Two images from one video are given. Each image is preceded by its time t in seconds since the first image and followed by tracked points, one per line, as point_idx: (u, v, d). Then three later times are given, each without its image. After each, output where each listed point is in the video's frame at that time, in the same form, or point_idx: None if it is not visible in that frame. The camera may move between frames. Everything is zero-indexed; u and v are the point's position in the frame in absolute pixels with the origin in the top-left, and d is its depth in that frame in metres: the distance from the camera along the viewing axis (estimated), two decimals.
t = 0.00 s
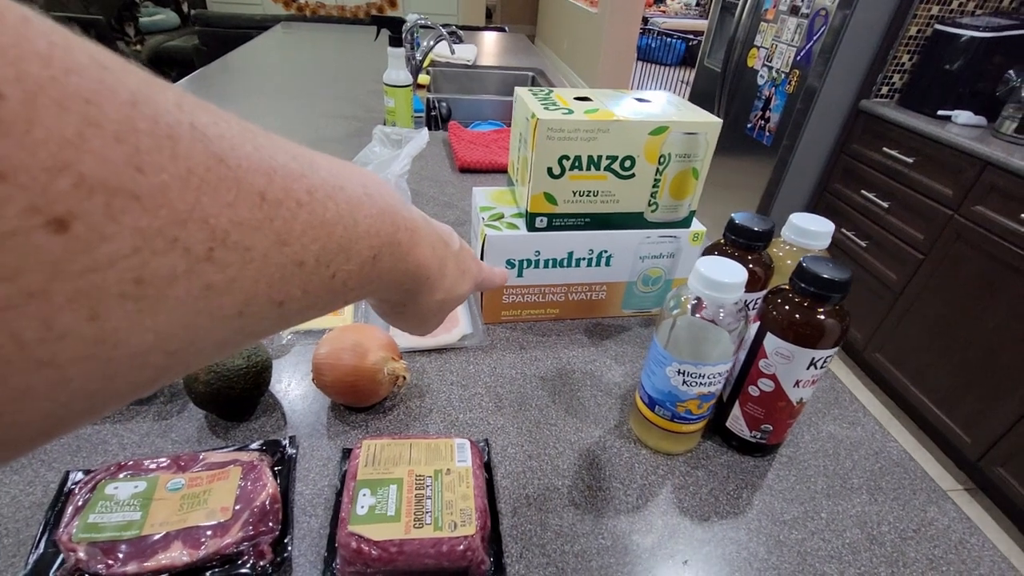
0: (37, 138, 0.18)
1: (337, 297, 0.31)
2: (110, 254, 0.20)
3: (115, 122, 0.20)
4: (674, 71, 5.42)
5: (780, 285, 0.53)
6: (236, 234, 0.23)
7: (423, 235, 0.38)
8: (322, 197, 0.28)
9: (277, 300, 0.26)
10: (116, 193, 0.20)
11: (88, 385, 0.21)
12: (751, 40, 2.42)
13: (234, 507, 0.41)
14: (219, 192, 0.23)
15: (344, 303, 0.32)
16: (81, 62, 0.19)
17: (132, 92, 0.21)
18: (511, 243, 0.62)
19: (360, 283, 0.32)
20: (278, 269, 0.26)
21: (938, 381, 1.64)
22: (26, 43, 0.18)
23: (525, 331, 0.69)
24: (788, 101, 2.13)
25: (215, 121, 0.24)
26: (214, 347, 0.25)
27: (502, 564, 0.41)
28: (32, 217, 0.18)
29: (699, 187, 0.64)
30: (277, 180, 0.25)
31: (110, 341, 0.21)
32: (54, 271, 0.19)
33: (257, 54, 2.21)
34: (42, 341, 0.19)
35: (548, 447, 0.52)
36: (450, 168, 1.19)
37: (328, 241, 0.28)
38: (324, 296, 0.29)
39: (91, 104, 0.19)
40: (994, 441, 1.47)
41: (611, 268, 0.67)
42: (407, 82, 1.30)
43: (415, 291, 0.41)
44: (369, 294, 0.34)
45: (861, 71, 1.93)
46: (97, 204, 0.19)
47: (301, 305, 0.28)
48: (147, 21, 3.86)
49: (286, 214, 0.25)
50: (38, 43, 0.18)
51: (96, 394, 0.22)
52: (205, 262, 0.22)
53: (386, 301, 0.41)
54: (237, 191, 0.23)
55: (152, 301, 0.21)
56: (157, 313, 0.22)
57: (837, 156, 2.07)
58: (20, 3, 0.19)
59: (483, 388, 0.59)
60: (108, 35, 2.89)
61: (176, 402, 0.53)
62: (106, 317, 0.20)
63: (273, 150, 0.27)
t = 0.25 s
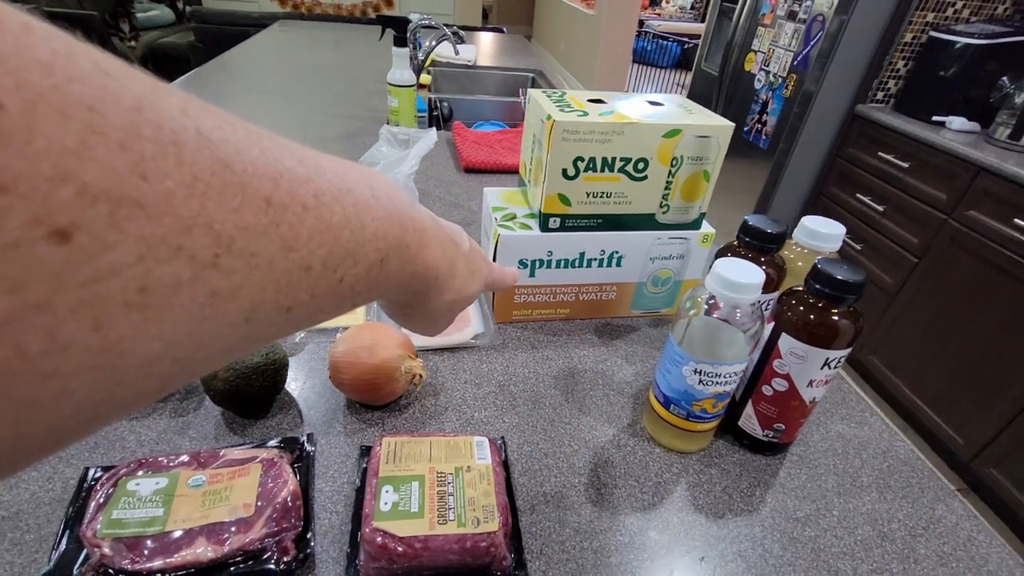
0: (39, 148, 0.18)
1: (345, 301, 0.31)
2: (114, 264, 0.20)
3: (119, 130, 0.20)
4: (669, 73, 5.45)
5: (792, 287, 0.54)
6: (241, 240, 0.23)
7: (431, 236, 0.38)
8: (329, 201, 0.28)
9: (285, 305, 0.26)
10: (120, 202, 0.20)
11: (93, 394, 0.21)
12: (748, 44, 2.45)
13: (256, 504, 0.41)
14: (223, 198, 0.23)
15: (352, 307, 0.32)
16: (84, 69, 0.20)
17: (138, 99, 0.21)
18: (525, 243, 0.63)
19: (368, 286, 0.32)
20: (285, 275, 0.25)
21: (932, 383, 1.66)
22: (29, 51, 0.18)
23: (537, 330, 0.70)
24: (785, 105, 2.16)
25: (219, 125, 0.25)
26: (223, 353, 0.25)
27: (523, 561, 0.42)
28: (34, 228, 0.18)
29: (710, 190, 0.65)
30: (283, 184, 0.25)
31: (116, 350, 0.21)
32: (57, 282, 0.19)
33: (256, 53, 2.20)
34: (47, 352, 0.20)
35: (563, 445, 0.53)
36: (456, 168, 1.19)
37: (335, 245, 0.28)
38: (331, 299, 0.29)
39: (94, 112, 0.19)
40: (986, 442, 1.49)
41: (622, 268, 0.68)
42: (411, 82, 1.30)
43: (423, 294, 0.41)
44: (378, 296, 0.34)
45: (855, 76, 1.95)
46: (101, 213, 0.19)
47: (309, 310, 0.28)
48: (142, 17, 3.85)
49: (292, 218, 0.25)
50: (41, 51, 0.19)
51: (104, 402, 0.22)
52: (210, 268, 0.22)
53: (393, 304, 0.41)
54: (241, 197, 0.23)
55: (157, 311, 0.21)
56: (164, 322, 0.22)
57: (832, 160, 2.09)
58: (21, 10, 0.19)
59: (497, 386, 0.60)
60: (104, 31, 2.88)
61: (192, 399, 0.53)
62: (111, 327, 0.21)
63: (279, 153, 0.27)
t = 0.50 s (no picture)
0: (24, 163, 0.17)
1: (332, 307, 0.30)
2: (97, 275, 0.19)
3: (104, 143, 0.19)
4: (647, 77, 5.53)
5: (785, 287, 0.56)
6: (227, 250, 0.23)
7: (421, 241, 0.37)
8: (316, 210, 0.27)
9: (270, 312, 0.26)
10: (103, 213, 0.19)
11: (73, 404, 0.21)
12: (727, 50, 2.49)
13: (259, 506, 0.40)
14: (209, 209, 0.22)
15: (342, 311, 0.32)
16: (71, 84, 0.19)
17: (122, 110, 0.20)
18: (523, 243, 0.63)
19: (354, 292, 0.31)
20: (270, 283, 0.25)
21: (901, 382, 1.72)
22: (11, 66, 0.17)
23: (532, 330, 0.70)
24: (764, 111, 2.21)
25: (207, 135, 0.24)
26: (209, 361, 0.25)
27: (528, 558, 0.42)
28: (17, 241, 0.18)
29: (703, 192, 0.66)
30: (270, 194, 0.25)
31: (100, 359, 0.21)
32: (40, 294, 0.19)
33: (236, 48, 2.16)
34: (29, 362, 0.19)
35: (563, 444, 0.53)
36: (444, 168, 1.19)
37: (321, 252, 0.27)
38: (318, 306, 0.29)
39: (78, 126, 0.19)
40: (952, 437, 1.55)
41: (616, 269, 0.69)
42: (399, 80, 1.29)
43: (412, 300, 0.40)
44: (368, 301, 0.34)
45: (830, 84, 2.00)
46: (84, 225, 0.19)
47: (295, 316, 0.28)
48: (114, 8, 3.74)
49: (278, 227, 0.25)
50: (25, 67, 0.18)
51: (86, 412, 0.22)
52: (195, 278, 0.22)
53: (382, 308, 0.40)
54: (228, 207, 0.23)
55: (142, 320, 0.21)
56: (148, 331, 0.22)
57: (808, 164, 2.14)
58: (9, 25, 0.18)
59: (495, 386, 0.60)
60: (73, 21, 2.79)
61: (185, 400, 0.52)
62: (94, 337, 0.20)
63: (267, 162, 0.26)
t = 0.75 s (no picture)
0: None
1: (308, 303, 0.30)
2: (43, 266, 0.19)
3: (53, 129, 0.19)
4: (627, 76, 5.57)
5: (769, 280, 0.57)
6: (189, 242, 0.22)
7: (403, 238, 0.36)
8: (290, 203, 0.26)
9: (239, 307, 0.25)
10: (51, 202, 0.19)
11: (17, 398, 0.20)
12: (706, 49, 2.52)
13: (243, 507, 0.39)
14: (171, 200, 0.22)
15: (318, 308, 0.31)
16: (20, 69, 0.19)
17: (77, 96, 0.20)
18: (509, 238, 0.63)
19: (331, 289, 0.31)
20: (237, 276, 0.24)
21: (874, 374, 1.77)
22: None
23: (518, 326, 0.70)
24: (742, 109, 2.23)
25: (173, 126, 0.23)
26: (172, 356, 0.24)
27: (519, 554, 0.42)
28: None
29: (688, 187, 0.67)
30: (240, 187, 0.24)
31: (47, 352, 0.20)
32: None
33: (211, 42, 2.11)
34: None
35: (552, 439, 0.53)
36: (427, 164, 1.18)
37: (295, 247, 0.26)
38: (292, 302, 0.28)
39: (25, 111, 0.18)
40: (923, 427, 1.60)
41: (602, 264, 0.69)
42: (380, 75, 1.27)
43: (394, 297, 0.39)
44: (348, 298, 0.34)
45: (805, 83, 2.05)
46: (30, 213, 0.18)
47: (267, 312, 0.27)
48: None
49: (248, 220, 0.24)
50: None
51: (33, 406, 0.21)
52: (155, 271, 0.22)
53: (362, 306, 0.39)
54: (192, 199, 0.22)
55: (96, 314, 0.21)
56: (100, 325, 0.21)
57: (785, 162, 2.20)
58: None
59: (482, 381, 0.59)
60: (38, 12, 2.69)
61: (165, 400, 0.50)
62: (40, 329, 0.20)
63: (238, 154, 0.25)
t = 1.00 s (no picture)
0: None
1: (312, 307, 0.30)
2: (49, 278, 0.19)
3: (56, 141, 0.19)
4: (609, 72, 5.59)
5: (750, 273, 0.58)
6: (193, 250, 0.23)
7: (404, 236, 0.36)
8: (293, 207, 0.27)
9: (243, 313, 0.26)
10: (56, 214, 0.19)
11: (26, 412, 0.21)
12: (686, 45, 2.54)
13: (231, 512, 0.39)
14: (174, 208, 0.22)
15: (322, 311, 0.31)
16: (21, 80, 0.19)
17: (77, 106, 0.20)
18: (494, 236, 0.63)
19: (334, 291, 0.31)
20: (240, 282, 0.25)
21: (856, 363, 1.81)
22: None
23: (505, 324, 0.70)
24: (722, 104, 2.26)
25: (175, 133, 0.23)
26: (177, 364, 0.25)
27: (509, 550, 0.42)
28: None
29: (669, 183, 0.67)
30: (241, 192, 0.24)
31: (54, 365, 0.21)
32: None
33: (188, 42, 2.07)
34: None
35: (539, 435, 0.54)
36: (410, 163, 1.17)
37: (298, 251, 0.27)
38: (297, 306, 0.29)
39: (28, 125, 0.19)
40: (904, 413, 1.64)
41: (586, 261, 0.69)
42: (361, 75, 1.26)
43: (395, 297, 0.39)
44: (352, 299, 0.34)
45: (784, 78, 2.08)
46: (34, 226, 0.19)
47: (271, 317, 0.28)
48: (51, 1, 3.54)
49: (251, 225, 0.25)
50: None
51: (44, 418, 0.22)
52: (160, 280, 0.22)
53: (363, 306, 0.39)
54: (195, 206, 0.23)
55: (101, 324, 0.21)
56: (104, 335, 0.21)
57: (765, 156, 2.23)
58: None
59: (469, 380, 0.60)
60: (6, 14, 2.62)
61: (148, 408, 0.50)
62: (47, 343, 0.20)
63: (239, 158, 0.26)
